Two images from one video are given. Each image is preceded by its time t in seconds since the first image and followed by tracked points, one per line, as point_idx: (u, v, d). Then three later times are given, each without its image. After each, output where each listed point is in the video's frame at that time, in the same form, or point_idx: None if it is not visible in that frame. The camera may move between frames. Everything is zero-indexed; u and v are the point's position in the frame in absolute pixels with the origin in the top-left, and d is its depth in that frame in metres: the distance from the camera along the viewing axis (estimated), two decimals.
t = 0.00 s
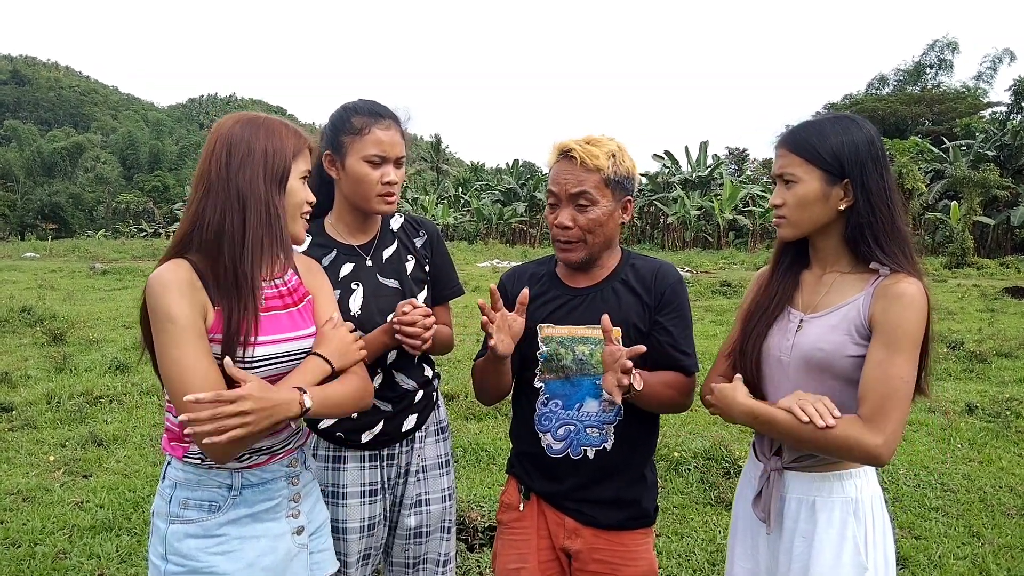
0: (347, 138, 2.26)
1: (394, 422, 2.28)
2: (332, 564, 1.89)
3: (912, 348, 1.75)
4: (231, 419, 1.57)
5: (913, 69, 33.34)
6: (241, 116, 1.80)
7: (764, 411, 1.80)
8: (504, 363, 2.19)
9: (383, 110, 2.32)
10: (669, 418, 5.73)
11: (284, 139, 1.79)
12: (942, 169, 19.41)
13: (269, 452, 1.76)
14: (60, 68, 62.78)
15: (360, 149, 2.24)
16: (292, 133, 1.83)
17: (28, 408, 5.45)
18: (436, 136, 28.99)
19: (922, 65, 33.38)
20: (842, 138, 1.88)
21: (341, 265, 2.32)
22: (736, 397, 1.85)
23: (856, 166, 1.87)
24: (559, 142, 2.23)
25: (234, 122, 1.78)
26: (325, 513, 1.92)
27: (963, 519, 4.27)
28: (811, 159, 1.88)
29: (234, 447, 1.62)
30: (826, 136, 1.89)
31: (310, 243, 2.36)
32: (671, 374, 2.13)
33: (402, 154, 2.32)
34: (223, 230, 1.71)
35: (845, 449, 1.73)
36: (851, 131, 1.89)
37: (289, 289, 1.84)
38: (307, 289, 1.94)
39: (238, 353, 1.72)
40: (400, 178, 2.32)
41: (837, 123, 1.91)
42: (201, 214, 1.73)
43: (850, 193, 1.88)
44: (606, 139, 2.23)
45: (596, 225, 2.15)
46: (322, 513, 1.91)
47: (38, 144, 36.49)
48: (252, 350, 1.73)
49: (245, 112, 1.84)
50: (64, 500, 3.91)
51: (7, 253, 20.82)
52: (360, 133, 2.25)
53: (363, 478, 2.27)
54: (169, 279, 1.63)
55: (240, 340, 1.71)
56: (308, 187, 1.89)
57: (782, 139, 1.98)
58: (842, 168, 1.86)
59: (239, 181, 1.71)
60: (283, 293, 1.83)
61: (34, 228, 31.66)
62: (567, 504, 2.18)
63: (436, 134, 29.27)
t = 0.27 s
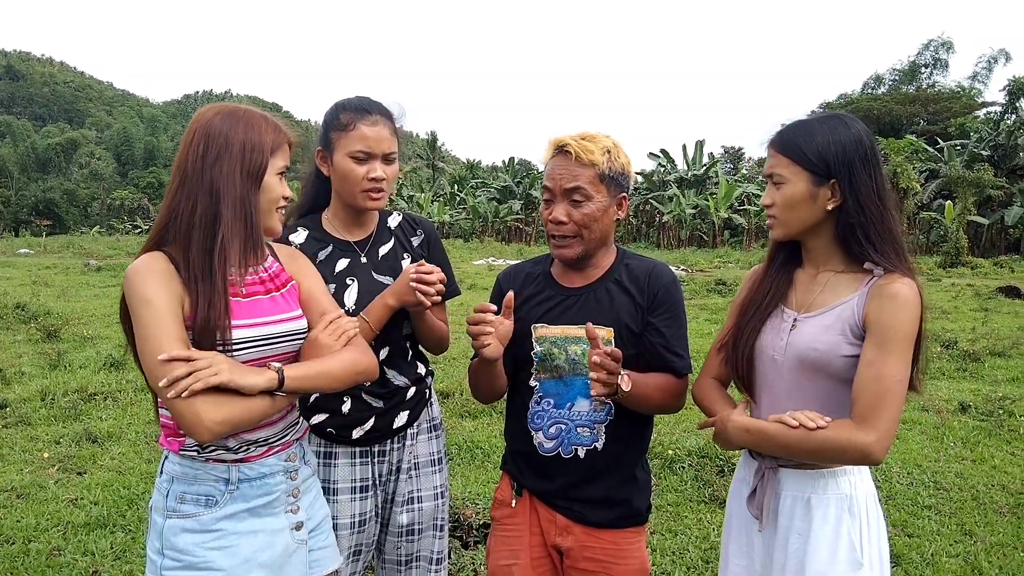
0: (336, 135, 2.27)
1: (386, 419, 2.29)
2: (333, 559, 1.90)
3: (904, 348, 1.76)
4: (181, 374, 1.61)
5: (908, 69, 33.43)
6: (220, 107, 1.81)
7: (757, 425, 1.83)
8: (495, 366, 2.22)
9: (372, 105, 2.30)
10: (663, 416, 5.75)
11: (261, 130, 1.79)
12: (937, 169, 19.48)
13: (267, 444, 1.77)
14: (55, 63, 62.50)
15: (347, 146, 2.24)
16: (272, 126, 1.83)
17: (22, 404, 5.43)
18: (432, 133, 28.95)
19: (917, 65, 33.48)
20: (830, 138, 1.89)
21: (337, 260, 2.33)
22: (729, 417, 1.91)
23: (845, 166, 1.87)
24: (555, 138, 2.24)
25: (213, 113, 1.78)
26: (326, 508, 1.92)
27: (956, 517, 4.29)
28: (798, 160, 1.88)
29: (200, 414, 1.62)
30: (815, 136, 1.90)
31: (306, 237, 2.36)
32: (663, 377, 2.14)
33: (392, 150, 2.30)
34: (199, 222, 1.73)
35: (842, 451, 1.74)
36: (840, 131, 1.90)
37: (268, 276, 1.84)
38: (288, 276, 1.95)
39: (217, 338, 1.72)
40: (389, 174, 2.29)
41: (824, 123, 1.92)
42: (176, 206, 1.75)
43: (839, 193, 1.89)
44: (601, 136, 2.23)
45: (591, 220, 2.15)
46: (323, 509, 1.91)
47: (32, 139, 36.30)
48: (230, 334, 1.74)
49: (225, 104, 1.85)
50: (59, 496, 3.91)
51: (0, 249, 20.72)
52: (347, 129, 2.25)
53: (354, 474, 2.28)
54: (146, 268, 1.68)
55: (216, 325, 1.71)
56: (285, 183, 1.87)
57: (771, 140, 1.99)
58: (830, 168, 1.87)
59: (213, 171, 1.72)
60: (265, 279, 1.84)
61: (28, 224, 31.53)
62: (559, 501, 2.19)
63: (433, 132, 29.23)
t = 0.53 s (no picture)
0: (340, 131, 2.28)
1: (389, 416, 2.29)
2: (337, 558, 1.90)
3: (907, 345, 1.76)
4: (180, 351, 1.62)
5: (907, 67, 33.43)
6: (206, 107, 1.80)
7: (760, 431, 1.87)
8: (493, 362, 2.23)
9: (376, 103, 2.29)
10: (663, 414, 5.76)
11: (245, 131, 1.78)
12: (936, 166, 19.49)
13: (270, 438, 1.78)
14: (53, 62, 62.39)
15: (348, 143, 2.25)
16: (258, 126, 1.83)
17: (22, 403, 5.44)
18: (431, 132, 28.94)
19: (916, 62, 33.48)
20: (827, 137, 1.89)
21: (343, 257, 2.33)
22: (732, 424, 1.95)
23: (843, 164, 1.88)
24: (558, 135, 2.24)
25: (199, 113, 1.78)
26: (329, 508, 1.92)
27: (955, 513, 4.30)
28: (796, 159, 1.89)
29: (196, 398, 1.62)
30: (811, 135, 1.91)
31: (314, 233, 2.36)
32: (660, 378, 2.13)
33: (395, 148, 2.29)
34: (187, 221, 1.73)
35: (849, 450, 1.75)
36: (837, 129, 1.90)
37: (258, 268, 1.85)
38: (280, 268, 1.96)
39: (207, 329, 1.71)
40: (392, 173, 2.29)
41: (822, 121, 1.92)
42: (162, 207, 1.75)
43: (836, 192, 1.89)
44: (605, 133, 2.23)
45: (590, 216, 2.15)
46: (326, 509, 1.91)
47: (30, 138, 36.25)
48: (219, 323, 1.72)
49: (211, 104, 1.85)
50: (60, 495, 3.91)
51: None
52: (349, 126, 2.26)
53: (358, 471, 2.28)
54: (135, 265, 1.70)
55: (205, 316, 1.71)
56: (271, 184, 1.87)
57: (770, 138, 1.99)
58: (828, 166, 1.87)
59: (196, 174, 1.72)
60: (256, 272, 1.86)
61: (27, 223, 31.51)
62: (558, 498, 2.19)
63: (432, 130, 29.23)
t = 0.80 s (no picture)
0: (348, 134, 2.30)
1: (392, 418, 2.31)
2: (342, 559, 1.91)
3: (909, 347, 1.77)
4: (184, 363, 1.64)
5: (909, 68, 33.41)
6: (207, 111, 1.82)
7: (762, 431, 1.88)
8: (494, 362, 2.25)
9: (384, 106, 2.31)
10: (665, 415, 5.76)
11: (246, 134, 1.80)
12: (938, 167, 19.48)
13: (277, 438, 1.80)
14: (56, 66, 62.57)
15: (355, 146, 2.27)
16: (259, 129, 1.84)
17: (27, 406, 5.46)
18: (433, 134, 28.99)
19: (918, 63, 33.46)
20: (830, 138, 1.90)
21: (350, 258, 2.34)
22: (734, 423, 1.96)
23: (845, 166, 1.88)
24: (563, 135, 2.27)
25: (201, 117, 1.80)
26: (335, 509, 1.93)
27: (958, 514, 4.30)
28: (798, 161, 1.90)
29: (198, 408, 1.64)
30: (814, 136, 1.92)
31: (321, 234, 2.38)
32: (656, 380, 2.13)
33: (402, 151, 2.30)
34: (189, 225, 1.75)
35: (850, 452, 1.75)
36: (840, 131, 1.91)
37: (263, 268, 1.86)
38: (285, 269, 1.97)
39: (210, 328, 1.72)
40: (399, 176, 2.31)
41: (825, 122, 1.93)
42: (165, 210, 1.77)
43: (838, 193, 1.90)
44: (609, 135, 2.25)
45: (589, 215, 2.16)
46: (333, 510, 1.93)
47: (33, 142, 36.35)
48: (223, 323, 1.73)
49: (212, 108, 1.87)
50: (64, 497, 3.93)
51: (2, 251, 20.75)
52: (356, 129, 2.28)
53: (360, 473, 2.29)
54: (140, 269, 1.71)
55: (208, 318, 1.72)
56: (272, 187, 1.89)
57: (773, 140, 2.00)
58: (829, 168, 1.88)
59: (197, 178, 1.74)
60: (261, 272, 1.87)
61: (31, 226, 31.57)
62: (559, 499, 2.20)
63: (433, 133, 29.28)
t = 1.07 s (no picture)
0: (341, 139, 2.32)
1: (383, 421, 2.32)
2: (335, 562, 1.92)
3: (895, 348, 1.80)
4: (180, 371, 1.65)
5: (898, 71, 33.67)
6: (201, 116, 1.83)
7: (753, 433, 1.90)
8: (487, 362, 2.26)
9: (378, 110, 2.33)
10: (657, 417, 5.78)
11: (240, 138, 1.81)
12: (927, 169, 19.63)
13: (270, 442, 1.80)
14: (45, 69, 62.20)
15: (348, 150, 2.28)
16: (253, 133, 1.85)
17: (16, 410, 5.43)
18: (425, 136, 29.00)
19: (907, 66, 33.73)
20: (815, 142, 1.93)
21: (343, 261, 2.35)
22: (726, 424, 1.98)
23: (830, 169, 1.91)
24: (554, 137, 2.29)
25: (195, 122, 1.81)
26: (328, 513, 1.94)
27: (947, 513, 4.34)
28: (784, 165, 1.93)
29: (192, 414, 1.65)
30: (800, 139, 1.94)
31: (314, 237, 2.39)
32: (636, 384, 2.12)
33: (395, 156, 2.32)
34: (183, 230, 1.76)
35: (839, 453, 1.78)
36: (825, 134, 1.94)
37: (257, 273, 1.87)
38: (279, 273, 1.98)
39: (204, 333, 1.72)
40: (391, 180, 2.32)
41: (811, 126, 1.96)
42: (159, 215, 1.78)
43: (824, 196, 1.93)
44: (598, 139, 2.27)
45: (574, 217, 2.18)
46: (326, 514, 1.93)
47: (22, 145, 36.12)
48: (218, 326, 1.74)
49: (206, 112, 1.88)
50: (55, 502, 3.91)
51: None
52: (349, 133, 2.29)
53: (352, 476, 2.30)
54: (134, 274, 1.72)
55: (203, 323, 1.72)
56: (266, 191, 1.90)
57: (759, 143, 2.02)
58: (815, 172, 1.91)
59: (192, 181, 1.75)
60: (255, 276, 1.88)
61: (19, 230, 31.35)
62: (548, 500, 2.21)
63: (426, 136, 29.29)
